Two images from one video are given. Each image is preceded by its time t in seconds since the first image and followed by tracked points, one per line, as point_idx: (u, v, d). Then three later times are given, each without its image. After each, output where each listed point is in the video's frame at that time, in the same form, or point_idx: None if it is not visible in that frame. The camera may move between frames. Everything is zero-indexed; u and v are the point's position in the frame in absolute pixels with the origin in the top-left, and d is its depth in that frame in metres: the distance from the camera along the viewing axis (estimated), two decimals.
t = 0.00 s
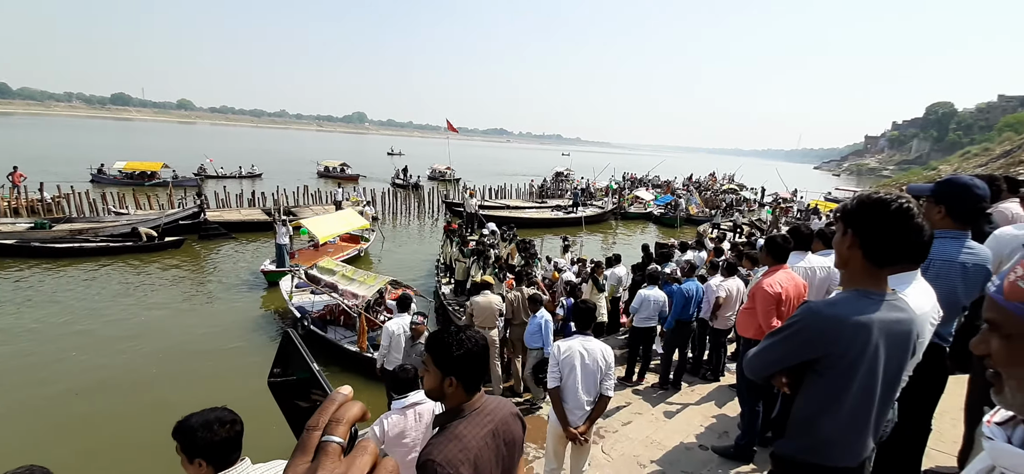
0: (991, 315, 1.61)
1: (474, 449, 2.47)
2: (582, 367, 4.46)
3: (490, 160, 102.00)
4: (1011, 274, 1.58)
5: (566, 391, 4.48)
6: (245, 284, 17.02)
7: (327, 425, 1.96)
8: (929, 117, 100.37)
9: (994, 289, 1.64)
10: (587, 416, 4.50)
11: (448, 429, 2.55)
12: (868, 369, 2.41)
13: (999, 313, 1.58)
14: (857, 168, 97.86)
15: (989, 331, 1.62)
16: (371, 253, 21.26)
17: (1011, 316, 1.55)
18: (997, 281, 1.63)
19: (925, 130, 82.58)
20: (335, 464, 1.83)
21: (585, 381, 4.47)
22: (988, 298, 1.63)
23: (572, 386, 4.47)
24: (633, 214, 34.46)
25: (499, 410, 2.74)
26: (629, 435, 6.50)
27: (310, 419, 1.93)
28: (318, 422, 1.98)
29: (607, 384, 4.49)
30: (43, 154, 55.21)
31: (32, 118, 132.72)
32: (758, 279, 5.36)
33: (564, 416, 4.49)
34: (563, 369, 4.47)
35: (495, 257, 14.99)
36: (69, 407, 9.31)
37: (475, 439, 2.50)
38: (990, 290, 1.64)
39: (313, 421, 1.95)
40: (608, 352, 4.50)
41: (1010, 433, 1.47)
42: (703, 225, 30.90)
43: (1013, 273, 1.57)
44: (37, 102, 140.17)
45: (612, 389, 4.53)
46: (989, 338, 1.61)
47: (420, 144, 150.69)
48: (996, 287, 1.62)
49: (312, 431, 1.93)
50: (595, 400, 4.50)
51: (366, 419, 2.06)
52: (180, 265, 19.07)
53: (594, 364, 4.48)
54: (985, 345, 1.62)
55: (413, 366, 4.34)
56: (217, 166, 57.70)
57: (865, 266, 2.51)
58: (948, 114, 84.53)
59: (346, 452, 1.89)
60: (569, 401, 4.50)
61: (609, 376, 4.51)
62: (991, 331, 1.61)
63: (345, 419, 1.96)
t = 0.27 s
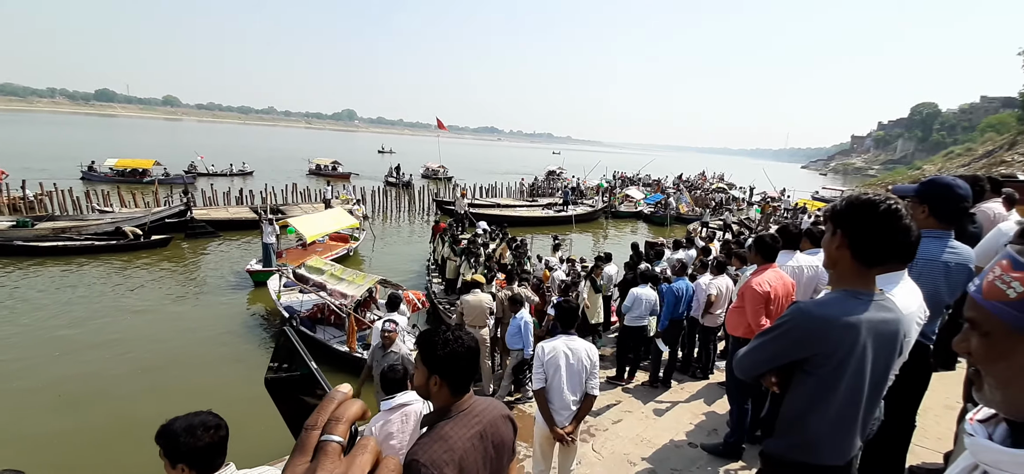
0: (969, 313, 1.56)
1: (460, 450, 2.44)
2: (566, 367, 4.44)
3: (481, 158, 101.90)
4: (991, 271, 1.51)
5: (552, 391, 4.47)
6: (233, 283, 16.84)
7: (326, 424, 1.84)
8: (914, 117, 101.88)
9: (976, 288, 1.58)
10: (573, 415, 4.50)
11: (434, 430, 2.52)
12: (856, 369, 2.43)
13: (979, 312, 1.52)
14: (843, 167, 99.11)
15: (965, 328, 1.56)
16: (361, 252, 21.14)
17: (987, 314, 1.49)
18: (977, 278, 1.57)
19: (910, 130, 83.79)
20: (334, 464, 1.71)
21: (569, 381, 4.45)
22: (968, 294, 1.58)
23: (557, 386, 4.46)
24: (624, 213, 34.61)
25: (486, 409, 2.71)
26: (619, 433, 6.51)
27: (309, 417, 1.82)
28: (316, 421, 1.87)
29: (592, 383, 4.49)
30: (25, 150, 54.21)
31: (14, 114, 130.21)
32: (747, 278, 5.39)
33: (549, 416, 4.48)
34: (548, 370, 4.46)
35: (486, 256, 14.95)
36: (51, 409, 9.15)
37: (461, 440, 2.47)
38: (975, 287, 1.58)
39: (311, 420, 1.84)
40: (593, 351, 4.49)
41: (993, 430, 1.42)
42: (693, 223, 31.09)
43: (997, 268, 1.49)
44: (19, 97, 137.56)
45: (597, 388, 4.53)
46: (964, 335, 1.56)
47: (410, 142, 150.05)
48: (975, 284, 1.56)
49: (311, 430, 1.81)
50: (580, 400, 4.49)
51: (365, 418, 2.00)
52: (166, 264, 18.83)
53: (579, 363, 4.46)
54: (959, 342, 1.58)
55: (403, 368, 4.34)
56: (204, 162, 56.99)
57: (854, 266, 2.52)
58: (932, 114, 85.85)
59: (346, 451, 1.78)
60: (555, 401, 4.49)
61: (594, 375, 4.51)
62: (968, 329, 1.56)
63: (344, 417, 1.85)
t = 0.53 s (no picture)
0: (947, 313, 1.50)
1: (433, 454, 2.34)
2: (545, 367, 4.39)
3: (465, 156, 101.52)
4: (969, 273, 1.43)
5: (531, 392, 4.41)
6: (210, 283, 16.47)
7: (327, 425, 1.68)
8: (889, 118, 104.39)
9: (954, 288, 1.51)
10: (554, 415, 4.45)
11: (406, 435, 2.44)
12: (839, 368, 2.43)
13: (957, 314, 1.45)
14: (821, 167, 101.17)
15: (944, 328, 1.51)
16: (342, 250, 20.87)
17: (965, 315, 1.41)
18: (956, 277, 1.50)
19: (885, 131, 85.91)
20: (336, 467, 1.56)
21: (549, 381, 4.41)
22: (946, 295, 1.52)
23: (537, 386, 4.40)
24: (607, 211, 34.77)
25: (465, 413, 2.59)
26: (603, 431, 6.49)
27: (308, 418, 1.67)
28: (316, 421, 1.72)
29: (572, 382, 4.46)
30: None
31: None
32: (729, 277, 5.41)
33: (530, 417, 4.42)
34: (527, 371, 4.39)
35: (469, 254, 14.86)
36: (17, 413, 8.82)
37: (435, 444, 2.37)
38: (952, 288, 1.51)
39: (311, 421, 1.68)
40: (571, 351, 4.46)
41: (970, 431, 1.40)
42: (675, 222, 31.38)
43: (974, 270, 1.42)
44: None
45: (577, 387, 4.50)
46: (942, 336, 1.51)
47: (393, 140, 148.77)
48: (951, 285, 1.50)
49: (310, 432, 1.66)
50: (560, 399, 4.45)
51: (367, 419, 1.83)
52: (141, 263, 18.33)
53: (558, 363, 4.43)
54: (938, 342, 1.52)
55: (386, 367, 4.26)
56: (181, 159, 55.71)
57: (837, 267, 2.52)
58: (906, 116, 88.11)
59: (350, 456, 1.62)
60: (535, 402, 4.43)
61: (573, 375, 4.48)
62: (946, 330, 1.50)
63: (346, 418, 1.69)
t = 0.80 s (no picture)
0: (933, 313, 1.49)
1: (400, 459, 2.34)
2: (532, 367, 4.37)
3: (457, 154, 101.28)
4: (954, 274, 1.42)
5: (519, 392, 4.40)
6: (197, 282, 16.27)
7: (323, 420, 1.61)
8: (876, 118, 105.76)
9: (941, 287, 1.49)
10: (542, 415, 4.43)
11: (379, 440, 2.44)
12: (827, 368, 2.43)
13: (943, 315, 1.43)
14: (809, 166, 102.34)
15: (930, 327, 1.51)
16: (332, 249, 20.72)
17: (950, 316, 1.41)
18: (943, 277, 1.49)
19: (871, 131, 86.98)
20: (331, 464, 1.49)
21: (537, 381, 4.39)
22: (933, 294, 1.52)
23: (524, 386, 4.38)
24: (598, 209, 34.87)
25: (442, 420, 2.56)
26: (593, 429, 6.49)
27: (302, 413, 1.61)
28: (311, 416, 1.65)
29: (560, 381, 4.45)
30: None
31: None
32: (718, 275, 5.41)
33: (518, 417, 4.39)
34: (515, 371, 4.36)
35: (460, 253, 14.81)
36: None
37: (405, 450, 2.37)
38: (939, 288, 1.50)
39: (307, 415, 1.61)
40: (559, 350, 4.43)
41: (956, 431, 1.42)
42: (666, 220, 31.55)
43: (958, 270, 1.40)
44: None
45: (565, 386, 4.48)
46: (930, 335, 1.50)
47: (384, 138, 148.10)
48: (940, 285, 1.48)
49: (305, 425, 1.59)
50: (548, 399, 4.43)
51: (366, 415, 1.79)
52: (126, 262, 18.05)
53: (545, 363, 4.41)
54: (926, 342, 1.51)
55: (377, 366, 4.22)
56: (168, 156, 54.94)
57: (826, 265, 2.52)
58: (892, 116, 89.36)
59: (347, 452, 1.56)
60: (523, 402, 4.41)
61: (561, 374, 4.46)
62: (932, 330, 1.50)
63: (344, 412, 1.62)
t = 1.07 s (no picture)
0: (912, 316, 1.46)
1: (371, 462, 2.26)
2: (522, 366, 4.36)
3: (450, 152, 101.04)
4: (934, 277, 1.38)
5: (509, 391, 4.40)
6: (188, 282, 16.14)
7: (313, 412, 1.59)
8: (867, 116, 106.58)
9: (921, 288, 1.45)
10: (532, 415, 4.42)
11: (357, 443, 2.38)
12: (816, 367, 2.44)
13: (922, 319, 1.40)
14: (800, 164, 103.07)
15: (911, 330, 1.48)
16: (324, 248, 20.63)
17: (932, 319, 1.36)
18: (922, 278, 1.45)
19: (862, 128, 87.81)
20: (319, 458, 1.47)
21: (526, 381, 4.38)
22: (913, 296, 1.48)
23: (514, 386, 4.38)
24: (592, 207, 34.96)
25: (408, 432, 2.44)
26: (586, 427, 6.50)
27: (292, 406, 1.58)
28: (302, 409, 1.62)
29: (551, 381, 4.43)
30: None
31: None
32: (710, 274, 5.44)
33: (508, 417, 4.39)
34: (504, 371, 4.37)
35: (454, 252, 14.79)
36: None
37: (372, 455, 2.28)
38: (918, 289, 1.46)
39: (296, 408, 1.59)
40: (549, 350, 4.43)
41: (939, 430, 1.43)
42: (659, 218, 31.70)
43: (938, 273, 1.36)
44: None
45: (555, 386, 4.46)
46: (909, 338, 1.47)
47: (377, 136, 147.50)
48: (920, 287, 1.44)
49: (295, 418, 1.56)
50: (538, 398, 4.42)
51: (358, 408, 1.79)
52: (116, 262, 17.87)
53: (535, 362, 4.40)
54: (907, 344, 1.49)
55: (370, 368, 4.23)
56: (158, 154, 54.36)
57: (816, 266, 2.53)
58: (882, 114, 90.12)
59: (337, 444, 1.54)
60: (513, 401, 4.42)
61: (551, 374, 4.44)
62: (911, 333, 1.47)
63: (334, 405, 1.61)
